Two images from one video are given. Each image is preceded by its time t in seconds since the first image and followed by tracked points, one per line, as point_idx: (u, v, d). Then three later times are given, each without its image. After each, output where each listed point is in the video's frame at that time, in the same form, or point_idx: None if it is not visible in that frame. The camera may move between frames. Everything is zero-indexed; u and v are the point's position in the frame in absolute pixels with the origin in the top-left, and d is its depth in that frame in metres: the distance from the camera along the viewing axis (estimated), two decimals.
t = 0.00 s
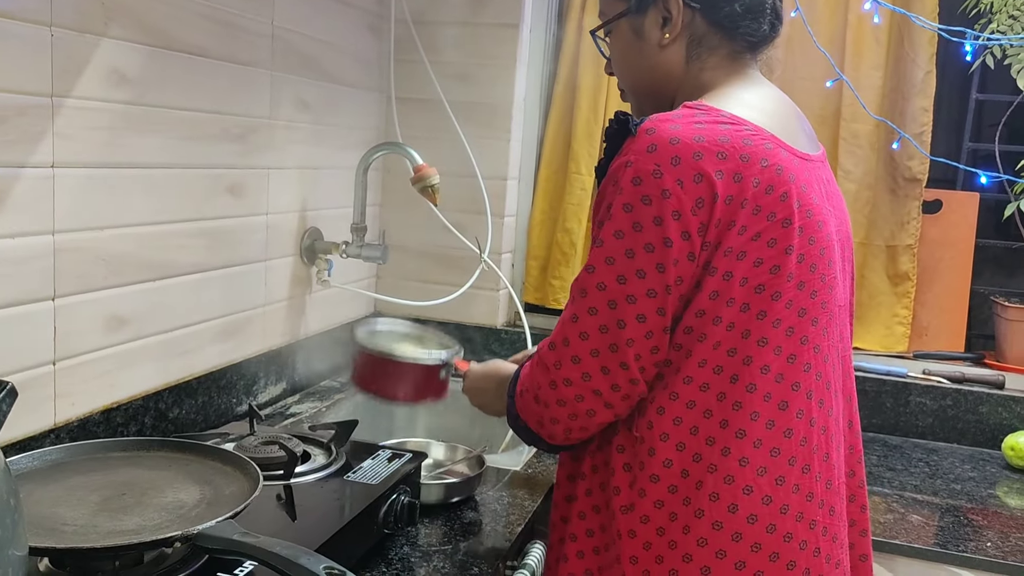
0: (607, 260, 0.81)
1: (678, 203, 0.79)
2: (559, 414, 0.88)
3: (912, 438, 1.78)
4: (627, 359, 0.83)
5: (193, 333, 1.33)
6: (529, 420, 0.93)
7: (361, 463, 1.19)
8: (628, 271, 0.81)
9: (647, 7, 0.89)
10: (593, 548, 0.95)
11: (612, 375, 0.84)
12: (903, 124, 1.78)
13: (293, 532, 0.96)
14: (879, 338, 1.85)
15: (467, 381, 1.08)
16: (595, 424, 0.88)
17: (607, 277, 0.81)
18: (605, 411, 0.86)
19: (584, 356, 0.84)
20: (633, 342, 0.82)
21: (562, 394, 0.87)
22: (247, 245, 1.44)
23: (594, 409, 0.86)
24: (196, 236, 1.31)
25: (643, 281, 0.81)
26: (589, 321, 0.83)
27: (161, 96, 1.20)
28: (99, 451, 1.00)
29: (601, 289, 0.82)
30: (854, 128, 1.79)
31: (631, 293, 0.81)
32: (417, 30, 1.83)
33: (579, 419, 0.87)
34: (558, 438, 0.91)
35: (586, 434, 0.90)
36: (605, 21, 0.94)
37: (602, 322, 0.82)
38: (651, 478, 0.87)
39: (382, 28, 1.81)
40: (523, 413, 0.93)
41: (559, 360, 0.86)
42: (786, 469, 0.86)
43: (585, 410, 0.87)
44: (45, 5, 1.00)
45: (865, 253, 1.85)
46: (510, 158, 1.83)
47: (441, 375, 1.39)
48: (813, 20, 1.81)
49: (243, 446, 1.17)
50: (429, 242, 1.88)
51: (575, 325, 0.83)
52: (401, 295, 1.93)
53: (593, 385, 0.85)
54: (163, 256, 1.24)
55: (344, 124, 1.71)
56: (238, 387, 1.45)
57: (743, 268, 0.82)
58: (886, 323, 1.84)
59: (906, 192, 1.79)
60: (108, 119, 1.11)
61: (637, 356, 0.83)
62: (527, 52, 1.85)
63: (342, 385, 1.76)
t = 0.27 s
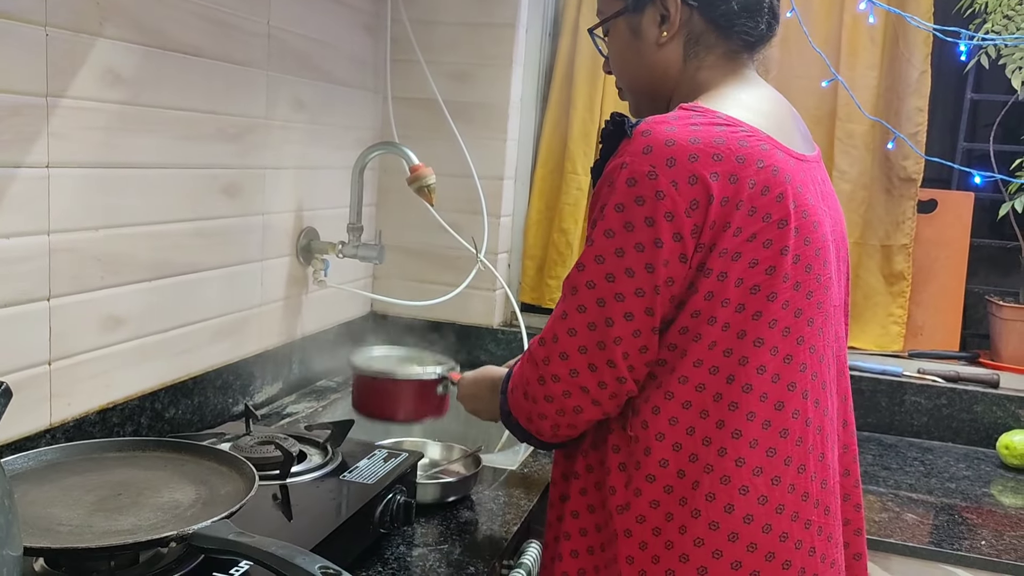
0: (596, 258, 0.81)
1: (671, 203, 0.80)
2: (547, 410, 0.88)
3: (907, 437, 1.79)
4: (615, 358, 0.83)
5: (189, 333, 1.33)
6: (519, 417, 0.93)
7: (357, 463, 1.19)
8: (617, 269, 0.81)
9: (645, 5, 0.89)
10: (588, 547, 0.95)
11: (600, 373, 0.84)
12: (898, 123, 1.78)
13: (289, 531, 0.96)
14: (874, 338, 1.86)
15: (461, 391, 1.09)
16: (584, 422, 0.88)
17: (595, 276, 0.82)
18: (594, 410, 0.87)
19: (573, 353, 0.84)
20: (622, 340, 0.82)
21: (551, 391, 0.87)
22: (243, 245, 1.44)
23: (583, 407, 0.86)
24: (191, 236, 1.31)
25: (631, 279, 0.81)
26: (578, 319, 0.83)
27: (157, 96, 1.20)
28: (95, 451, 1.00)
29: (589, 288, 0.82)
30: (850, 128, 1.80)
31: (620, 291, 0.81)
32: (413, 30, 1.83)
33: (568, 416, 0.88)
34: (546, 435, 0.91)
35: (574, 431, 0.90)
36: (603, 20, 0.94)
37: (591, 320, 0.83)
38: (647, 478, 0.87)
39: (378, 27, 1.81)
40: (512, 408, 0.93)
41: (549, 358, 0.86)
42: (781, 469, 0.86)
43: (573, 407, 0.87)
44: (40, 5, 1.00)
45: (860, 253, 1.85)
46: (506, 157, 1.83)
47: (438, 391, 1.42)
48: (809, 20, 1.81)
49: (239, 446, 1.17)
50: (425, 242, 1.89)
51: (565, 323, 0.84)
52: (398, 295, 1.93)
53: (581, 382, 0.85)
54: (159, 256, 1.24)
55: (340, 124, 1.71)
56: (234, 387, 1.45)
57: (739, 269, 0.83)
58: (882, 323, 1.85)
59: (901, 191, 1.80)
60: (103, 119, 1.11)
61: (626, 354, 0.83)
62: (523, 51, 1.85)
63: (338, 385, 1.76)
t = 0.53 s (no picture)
0: (586, 259, 0.82)
1: (665, 208, 0.80)
2: (535, 406, 0.89)
3: (904, 439, 1.79)
4: (603, 358, 0.84)
5: (188, 337, 1.33)
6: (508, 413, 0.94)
7: (355, 466, 1.20)
8: (608, 271, 0.82)
9: (643, 9, 0.90)
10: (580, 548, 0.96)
11: (588, 372, 0.85)
12: (894, 127, 1.79)
13: (287, 536, 0.97)
14: (871, 340, 1.87)
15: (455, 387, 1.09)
16: (569, 418, 0.89)
17: (586, 277, 0.82)
18: (579, 407, 0.88)
19: (561, 351, 0.85)
20: (610, 340, 0.83)
21: (539, 388, 0.88)
22: (241, 249, 1.44)
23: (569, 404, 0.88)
24: (190, 241, 1.31)
25: (620, 281, 0.82)
26: (568, 319, 0.84)
27: (155, 102, 1.20)
28: (94, 456, 1.01)
29: (578, 288, 0.83)
30: (846, 131, 1.81)
31: (610, 293, 0.82)
32: (410, 35, 1.84)
33: (553, 412, 0.89)
34: (531, 430, 0.93)
35: (559, 427, 0.91)
36: (603, 23, 0.95)
37: (580, 320, 0.83)
38: (641, 479, 0.88)
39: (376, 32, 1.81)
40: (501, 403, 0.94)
41: (537, 355, 0.87)
42: (775, 473, 0.86)
43: (559, 405, 0.88)
44: (39, 11, 1.00)
45: (857, 256, 1.86)
46: (504, 161, 1.84)
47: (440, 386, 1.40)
48: (804, 24, 1.82)
49: (237, 450, 1.17)
50: (424, 245, 1.89)
51: (554, 323, 0.85)
52: (396, 298, 1.93)
53: (568, 380, 0.86)
54: (157, 261, 1.25)
55: (338, 128, 1.71)
56: (233, 392, 1.46)
57: (734, 274, 0.83)
58: (879, 325, 1.85)
59: (898, 195, 1.80)
60: (101, 125, 1.11)
61: (613, 354, 0.84)
62: (521, 55, 1.86)
63: (337, 388, 1.77)
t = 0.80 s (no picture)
0: (581, 265, 0.83)
1: (656, 213, 0.81)
2: (533, 414, 0.89)
3: (901, 441, 1.80)
4: (600, 363, 0.84)
5: (186, 343, 1.34)
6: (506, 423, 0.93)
7: (354, 471, 1.20)
8: (602, 277, 0.82)
9: (633, 17, 0.90)
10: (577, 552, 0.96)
11: (584, 378, 0.85)
12: (890, 131, 1.80)
13: (286, 541, 0.97)
14: (868, 343, 1.87)
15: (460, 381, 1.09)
16: (567, 426, 0.88)
17: (579, 283, 0.83)
18: (578, 414, 0.87)
19: (557, 358, 0.85)
20: (607, 345, 0.83)
21: (537, 395, 0.87)
22: (240, 255, 1.45)
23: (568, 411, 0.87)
24: (189, 247, 1.32)
25: (615, 288, 0.82)
26: (562, 325, 0.84)
27: (154, 109, 1.21)
28: (93, 462, 1.01)
29: (574, 294, 0.83)
30: (842, 135, 1.81)
31: (605, 299, 0.82)
32: (408, 41, 1.85)
33: (552, 419, 0.88)
34: (530, 438, 0.92)
35: (558, 435, 0.90)
36: (594, 32, 0.95)
37: (576, 326, 0.83)
38: (635, 483, 0.88)
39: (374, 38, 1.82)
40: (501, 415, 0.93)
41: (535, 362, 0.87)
42: (766, 475, 0.87)
43: (558, 412, 0.87)
44: (38, 20, 1.01)
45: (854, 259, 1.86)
46: (501, 166, 1.84)
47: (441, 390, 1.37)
48: (800, 28, 1.83)
49: (236, 455, 1.18)
50: (422, 250, 1.90)
51: (549, 328, 0.85)
52: (394, 303, 1.94)
53: (566, 387, 0.85)
54: (156, 267, 1.25)
55: (336, 134, 1.72)
56: (231, 397, 1.46)
57: (726, 278, 0.84)
58: (876, 328, 1.86)
59: (894, 199, 1.81)
60: (100, 132, 1.12)
61: (610, 360, 0.84)
62: (518, 60, 1.87)
63: (336, 393, 1.77)
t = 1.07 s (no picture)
0: (569, 265, 0.84)
1: (648, 215, 0.82)
2: (510, 403, 0.92)
3: (898, 444, 1.80)
4: (580, 360, 0.85)
5: (186, 348, 1.34)
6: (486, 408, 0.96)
7: (353, 475, 1.20)
8: (589, 277, 0.83)
9: (628, 25, 0.91)
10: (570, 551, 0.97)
11: (562, 372, 0.86)
12: (886, 134, 1.80)
13: (286, 545, 0.97)
14: (865, 346, 1.88)
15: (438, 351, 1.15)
16: (541, 416, 0.91)
17: (564, 281, 0.84)
18: (555, 406, 0.89)
19: (538, 352, 0.87)
20: (589, 343, 0.85)
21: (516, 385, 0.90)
22: (239, 260, 1.46)
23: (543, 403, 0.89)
24: (188, 253, 1.32)
25: (604, 289, 0.83)
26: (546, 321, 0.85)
27: (153, 115, 1.21)
28: (93, 467, 1.01)
29: (558, 292, 0.84)
30: (837, 139, 1.83)
31: (593, 300, 0.83)
32: (406, 46, 1.85)
33: (526, 409, 0.91)
34: (503, 420, 0.94)
35: (531, 423, 0.93)
36: (590, 39, 0.96)
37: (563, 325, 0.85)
38: (632, 484, 0.89)
39: (371, 43, 1.83)
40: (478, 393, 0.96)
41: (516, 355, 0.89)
42: (760, 477, 0.87)
43: (534, 403, 0.90)
44: (38, 28, 1.02)
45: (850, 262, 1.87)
46: (499, 170, 1.85)
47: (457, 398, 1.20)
48: (795, 33, 1.84)
49: (235, 460, 1.18)
50: (420, 255, 1.90)
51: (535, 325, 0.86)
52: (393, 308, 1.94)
53: (544, 380, 0.88)
54: (156, 273, 1.26)
55: (334, 140, 1.73)
56: (231, 402, 1.46)
57: (718, 281, 0.84)
58: (872, 331, 1.87)
59: (890, 202, 1.82)
60: (100, 138, 1.13)
61: (594, 359, 0.85)
62: (516, 65, 1.88)
63: (335, 397, 1.78)
